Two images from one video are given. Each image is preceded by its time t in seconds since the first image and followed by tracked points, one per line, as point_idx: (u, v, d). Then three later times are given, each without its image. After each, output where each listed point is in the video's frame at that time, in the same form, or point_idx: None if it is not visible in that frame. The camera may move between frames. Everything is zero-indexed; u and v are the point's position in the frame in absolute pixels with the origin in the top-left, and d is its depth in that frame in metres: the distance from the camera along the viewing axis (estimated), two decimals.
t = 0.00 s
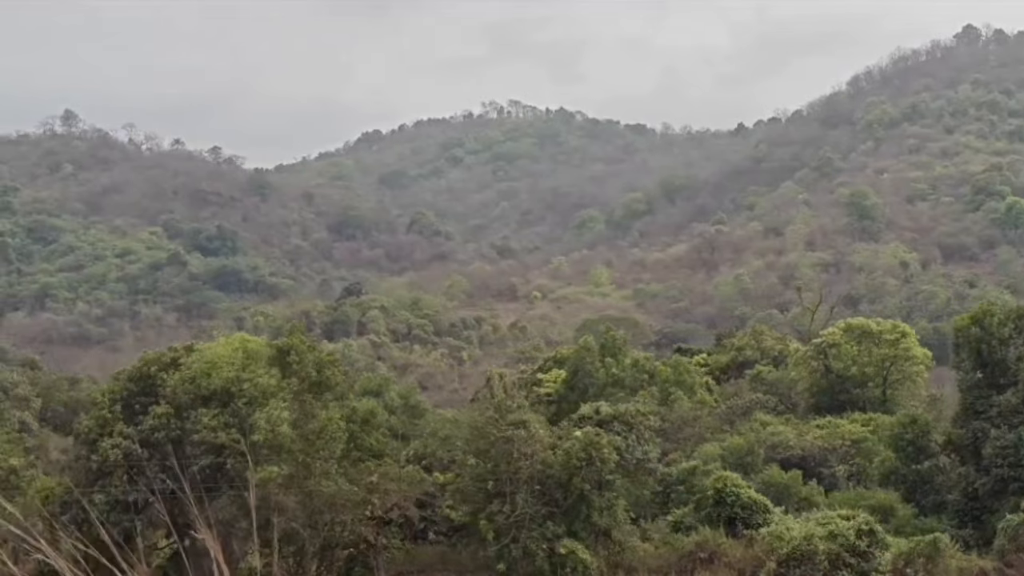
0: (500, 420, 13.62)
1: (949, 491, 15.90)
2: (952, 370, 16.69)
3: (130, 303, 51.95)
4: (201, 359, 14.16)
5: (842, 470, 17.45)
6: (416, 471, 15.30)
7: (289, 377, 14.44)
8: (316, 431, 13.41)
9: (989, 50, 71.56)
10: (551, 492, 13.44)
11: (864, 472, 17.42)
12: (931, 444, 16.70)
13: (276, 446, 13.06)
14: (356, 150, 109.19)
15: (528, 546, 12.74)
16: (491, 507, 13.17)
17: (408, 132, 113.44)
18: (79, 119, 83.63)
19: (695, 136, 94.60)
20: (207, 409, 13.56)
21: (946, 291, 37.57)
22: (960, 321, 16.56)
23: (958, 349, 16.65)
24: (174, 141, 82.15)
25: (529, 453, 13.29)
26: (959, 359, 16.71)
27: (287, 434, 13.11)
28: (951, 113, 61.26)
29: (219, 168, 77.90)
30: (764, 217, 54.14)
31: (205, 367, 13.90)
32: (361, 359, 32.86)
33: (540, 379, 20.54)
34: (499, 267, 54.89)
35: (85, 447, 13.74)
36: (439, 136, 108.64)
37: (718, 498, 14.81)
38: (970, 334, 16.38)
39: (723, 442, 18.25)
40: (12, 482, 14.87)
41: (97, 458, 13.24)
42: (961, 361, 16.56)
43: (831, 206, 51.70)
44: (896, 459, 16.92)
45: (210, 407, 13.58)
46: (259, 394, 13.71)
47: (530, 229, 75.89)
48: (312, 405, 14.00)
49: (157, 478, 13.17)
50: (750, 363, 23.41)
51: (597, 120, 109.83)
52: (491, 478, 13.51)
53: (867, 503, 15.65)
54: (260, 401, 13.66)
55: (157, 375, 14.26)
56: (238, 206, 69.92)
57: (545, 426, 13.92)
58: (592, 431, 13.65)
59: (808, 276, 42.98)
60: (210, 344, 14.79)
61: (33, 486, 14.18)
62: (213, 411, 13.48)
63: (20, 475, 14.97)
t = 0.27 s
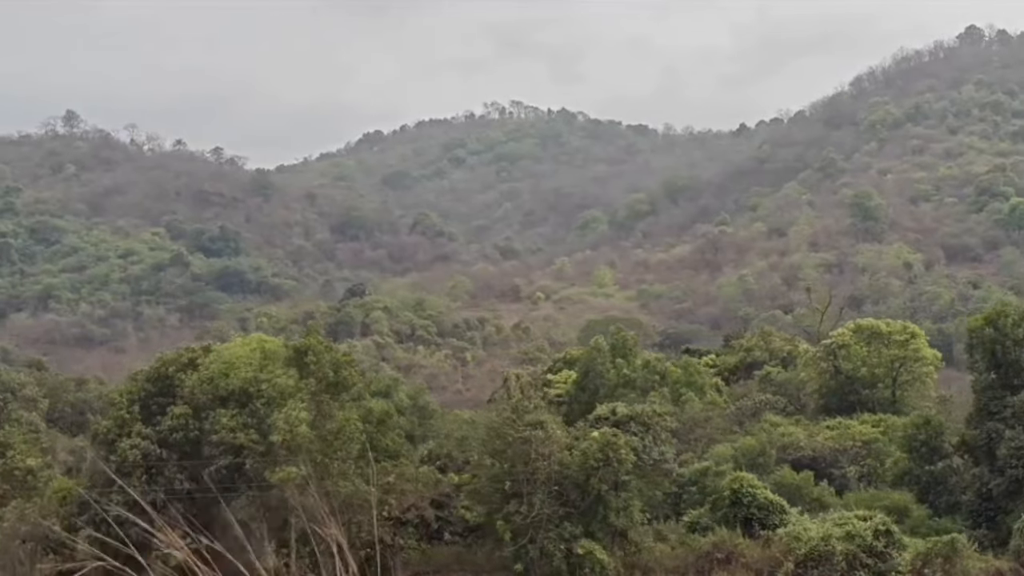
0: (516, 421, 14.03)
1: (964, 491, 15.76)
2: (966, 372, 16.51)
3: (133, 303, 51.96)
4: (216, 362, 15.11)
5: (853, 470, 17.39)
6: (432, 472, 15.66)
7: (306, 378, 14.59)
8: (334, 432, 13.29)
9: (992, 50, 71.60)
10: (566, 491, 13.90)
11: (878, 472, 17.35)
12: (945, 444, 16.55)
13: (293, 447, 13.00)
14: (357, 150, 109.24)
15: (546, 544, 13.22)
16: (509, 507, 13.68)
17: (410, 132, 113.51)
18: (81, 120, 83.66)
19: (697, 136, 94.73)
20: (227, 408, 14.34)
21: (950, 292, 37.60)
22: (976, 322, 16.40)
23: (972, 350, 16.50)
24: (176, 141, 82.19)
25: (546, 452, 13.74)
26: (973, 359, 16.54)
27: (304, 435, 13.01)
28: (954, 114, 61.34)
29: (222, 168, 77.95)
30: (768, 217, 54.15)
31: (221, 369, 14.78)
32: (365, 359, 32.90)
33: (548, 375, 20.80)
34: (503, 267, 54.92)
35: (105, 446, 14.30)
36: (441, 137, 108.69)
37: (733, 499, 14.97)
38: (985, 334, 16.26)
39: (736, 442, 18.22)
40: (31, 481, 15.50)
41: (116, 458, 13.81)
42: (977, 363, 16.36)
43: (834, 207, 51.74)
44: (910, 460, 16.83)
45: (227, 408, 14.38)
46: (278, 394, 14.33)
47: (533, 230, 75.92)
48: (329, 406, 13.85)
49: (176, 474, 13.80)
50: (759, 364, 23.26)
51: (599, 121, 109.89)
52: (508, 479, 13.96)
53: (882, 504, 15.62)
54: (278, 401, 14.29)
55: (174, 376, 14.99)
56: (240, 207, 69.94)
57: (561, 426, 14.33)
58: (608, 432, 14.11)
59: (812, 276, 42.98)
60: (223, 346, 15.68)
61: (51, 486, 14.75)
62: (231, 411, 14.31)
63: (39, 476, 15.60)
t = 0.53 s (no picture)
0: (533, 420, 13.35)
1: (977, 492, 15.63)
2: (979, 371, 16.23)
3: (135, 303, 51.93)
4: (233, 362, 14.84)
5: (863, 470, 17.33)
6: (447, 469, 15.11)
7: (324, 378, 14.57)
8: (352, 432, 13.28)
9: (994, 51, 71.60)
10: (581, 492, 13.41)
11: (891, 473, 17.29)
12: (958, 445, 16.46)
13: (312, 446, 13.18)
14: (359, 151, 109.25)
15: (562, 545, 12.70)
16: (525, 507, 13.11)
17: (411, 133, 113.51)
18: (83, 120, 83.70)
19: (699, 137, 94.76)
20: (244, 408, 14.16)
21: (954, 292, 37.58)
22: (989, 322, 16.13)
23: (985, 350, 16.22)
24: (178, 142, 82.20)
25: (564, 453, 13.18)
26: (987, 358, 16.25)
27: (322, 437, 13.18)
28: (956, 114, 61.32)
29: (224, 169, 77.95)
30: (771, 218, 54.13)
31: (239, 369, 14.54)
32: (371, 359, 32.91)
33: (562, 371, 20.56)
34: (506, 268, 54.90)
35: (119, 447, 13.93)
36: (443, 138, 108.69)
37: (750, 499, 14.56)
38: (998, 334, 15.92)
39: (748, 442, 18.17)
40: (47, 482, 15.49)
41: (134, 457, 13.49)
42: (989, 363, 16.08)
43: (837, 207, 51.72)
44: (923, 461, 16.83)
45: (246, 407, 14.17)
46: (295, 394, 14.19)
47: (535, 230, 75.93)
48: (347, 408, 13.88)
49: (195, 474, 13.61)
50: (766, 364, 23.21)
51: (600, 121, 109.90)
52: (524, 479, 13.31)
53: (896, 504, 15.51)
54: (296, 400, 14.15)
55: (192, 376, 14.70)
56: (243, 207, 69.94)
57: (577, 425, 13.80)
58: (626, 431, 13.67)
59: (815, 276, 42.94)
60: (242, 346, 15.40)
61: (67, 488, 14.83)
62: (250, 411, 14.08)
63: (55, 477, 15.59)
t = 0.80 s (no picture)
0: (567, 422, 13.82)
1: (1006, 493, 15.43)
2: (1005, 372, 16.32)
3: (141, 305, 51.88)
4: (267, 366, 15.48)
5: (886, 472, 16.97)
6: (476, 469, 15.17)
7: (358, 379, 15.00)
8: (388, 432, 13.86)
9: (998, 53, 71.59)
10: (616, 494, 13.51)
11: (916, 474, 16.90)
12: (984, 446, 16.27)
13: (349, 447, 13.85)
14: (362, 153, 109.26)
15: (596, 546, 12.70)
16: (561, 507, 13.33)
17: (414, 135, 113.56)
18: (87, 123, 83.72)
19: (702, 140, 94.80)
20: (281, 409, 14.78)
21: (962, 294, 37.55)
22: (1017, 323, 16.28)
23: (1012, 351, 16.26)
24: (182, 144, 82.20)
25: (598, 452, 13.48)
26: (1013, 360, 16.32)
27: (359, 438, 13.83)
28: (961, 117, 61.32)
29: (228, 171, 78.00)
30: (776, 220, 54.13)
31: (274, 370, 15.17)
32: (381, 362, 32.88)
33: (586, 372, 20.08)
34: (512, 270, 54.87)
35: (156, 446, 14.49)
36: (446, 140, 108.69)
37: (782, 499, 14.58)
38: None
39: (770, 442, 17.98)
40: (81, 483, 15.87)
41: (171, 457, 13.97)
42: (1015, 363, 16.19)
43: (843, 210, 51.71)
44: (950, 462, 16.56)
45: (281, 408, 14.79)
46: (332, 394, 14.78)
47: (539, 233, 75.96)
48: (382, 408, 14.35)
49: (232, 474, 14.18)
50: (781, 366, 23.02)
51: (604, 124, 109.91)
52: (558, 482, 13.51)
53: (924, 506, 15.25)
54: (333, 401, 14.74)
55: (226, 377, 15.27)
56: (247, 209, 69.92)
57: (610, 427, 14.25)
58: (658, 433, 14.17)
59: (822, 279, 42.90)
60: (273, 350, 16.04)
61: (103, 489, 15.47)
62: (285, 411, 14.72)
63: (88, 478, 16.01)
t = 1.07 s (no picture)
0: (584, 423, 14.32)
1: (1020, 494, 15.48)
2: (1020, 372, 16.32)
3: (143, 306, 51.84)
4: (283, 366, 16.06)
5: (897, 474, 16.77)
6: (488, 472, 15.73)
7: (376, 380, 15.43)
8: (404, 433, 14.42)
9: (1000, 54, 71.57)
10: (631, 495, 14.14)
11: (928, 475, 16.73)
12: (998, 446, 16.22)
13: (366, 447, 14.44)
14: (364, 154, 109.25)
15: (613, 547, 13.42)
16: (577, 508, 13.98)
17: (415, 136, 113.52)
18: (89, 123, 83.70)
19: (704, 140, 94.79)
20: (299, 409, 15.39)
21: (965, 295, 37.55)
22: None
23: None
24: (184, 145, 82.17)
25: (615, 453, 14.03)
26: None
27: (377, 438, 14.38)
28: (963, 118, 61.31)
29: (230, 172, 77.99)
30: (778, 221, 54.14)
31: (292, 371, 15.78)
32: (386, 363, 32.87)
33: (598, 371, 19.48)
34: (514, 271, 54.85)
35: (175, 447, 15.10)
36: (447, 141, 108.68)
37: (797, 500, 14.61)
38: None
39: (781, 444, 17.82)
40: (98, 484, 16.46)
41: (192, 457, 14.58)
42: None
43: (845, 211, 51.72)
44: (962, 464, 16.46)
45: (299, 409, 15.38)
46: (349, 395, 15.28)
47: (540, 234, 75.96)
48: (399, 410, 14.87)
49: (251, 474, 14.85)
50: (789, 368, 22.73)
51: (605, 124, 109.89)
52: (574, 481, 14.35)
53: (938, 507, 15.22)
54: (350, 402, 15.27)
55: (245, 378, 15.89)
56: (249, 211, 69.93)
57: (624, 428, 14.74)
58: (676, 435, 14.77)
59: (825, 280, 42.90)
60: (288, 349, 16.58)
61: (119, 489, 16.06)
62: (303, 411, 15.32)
63: (105, 478, 16.58)
